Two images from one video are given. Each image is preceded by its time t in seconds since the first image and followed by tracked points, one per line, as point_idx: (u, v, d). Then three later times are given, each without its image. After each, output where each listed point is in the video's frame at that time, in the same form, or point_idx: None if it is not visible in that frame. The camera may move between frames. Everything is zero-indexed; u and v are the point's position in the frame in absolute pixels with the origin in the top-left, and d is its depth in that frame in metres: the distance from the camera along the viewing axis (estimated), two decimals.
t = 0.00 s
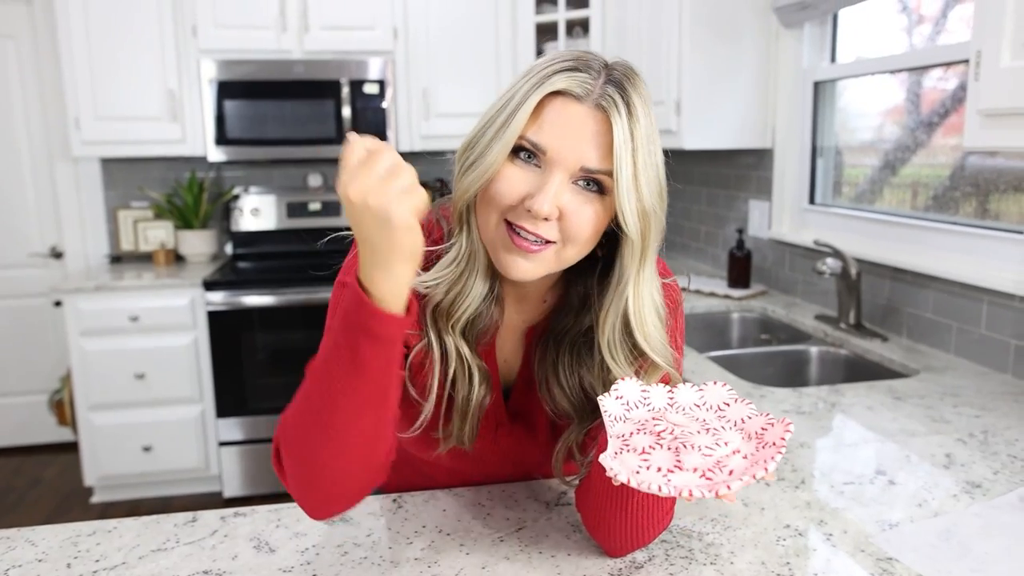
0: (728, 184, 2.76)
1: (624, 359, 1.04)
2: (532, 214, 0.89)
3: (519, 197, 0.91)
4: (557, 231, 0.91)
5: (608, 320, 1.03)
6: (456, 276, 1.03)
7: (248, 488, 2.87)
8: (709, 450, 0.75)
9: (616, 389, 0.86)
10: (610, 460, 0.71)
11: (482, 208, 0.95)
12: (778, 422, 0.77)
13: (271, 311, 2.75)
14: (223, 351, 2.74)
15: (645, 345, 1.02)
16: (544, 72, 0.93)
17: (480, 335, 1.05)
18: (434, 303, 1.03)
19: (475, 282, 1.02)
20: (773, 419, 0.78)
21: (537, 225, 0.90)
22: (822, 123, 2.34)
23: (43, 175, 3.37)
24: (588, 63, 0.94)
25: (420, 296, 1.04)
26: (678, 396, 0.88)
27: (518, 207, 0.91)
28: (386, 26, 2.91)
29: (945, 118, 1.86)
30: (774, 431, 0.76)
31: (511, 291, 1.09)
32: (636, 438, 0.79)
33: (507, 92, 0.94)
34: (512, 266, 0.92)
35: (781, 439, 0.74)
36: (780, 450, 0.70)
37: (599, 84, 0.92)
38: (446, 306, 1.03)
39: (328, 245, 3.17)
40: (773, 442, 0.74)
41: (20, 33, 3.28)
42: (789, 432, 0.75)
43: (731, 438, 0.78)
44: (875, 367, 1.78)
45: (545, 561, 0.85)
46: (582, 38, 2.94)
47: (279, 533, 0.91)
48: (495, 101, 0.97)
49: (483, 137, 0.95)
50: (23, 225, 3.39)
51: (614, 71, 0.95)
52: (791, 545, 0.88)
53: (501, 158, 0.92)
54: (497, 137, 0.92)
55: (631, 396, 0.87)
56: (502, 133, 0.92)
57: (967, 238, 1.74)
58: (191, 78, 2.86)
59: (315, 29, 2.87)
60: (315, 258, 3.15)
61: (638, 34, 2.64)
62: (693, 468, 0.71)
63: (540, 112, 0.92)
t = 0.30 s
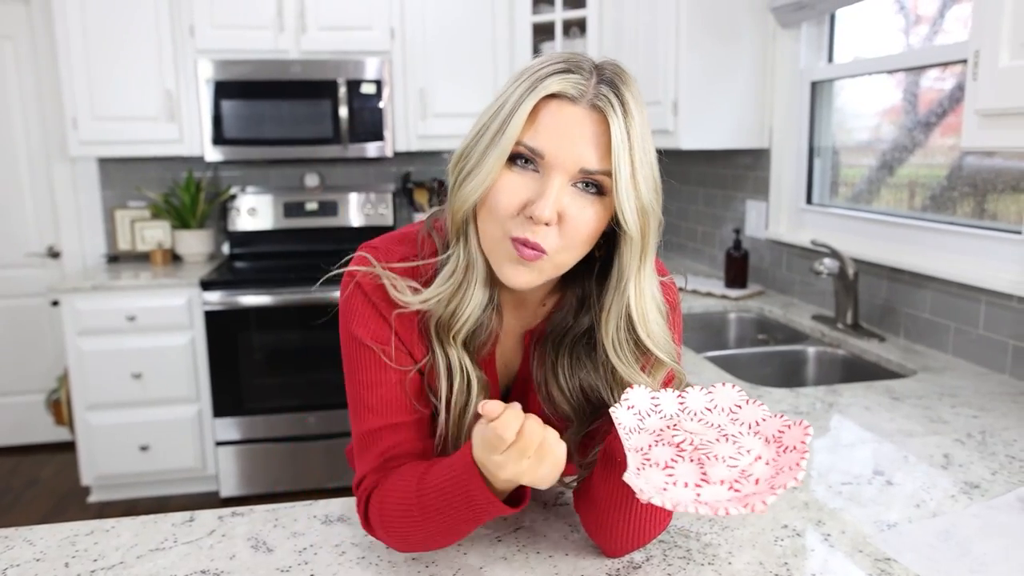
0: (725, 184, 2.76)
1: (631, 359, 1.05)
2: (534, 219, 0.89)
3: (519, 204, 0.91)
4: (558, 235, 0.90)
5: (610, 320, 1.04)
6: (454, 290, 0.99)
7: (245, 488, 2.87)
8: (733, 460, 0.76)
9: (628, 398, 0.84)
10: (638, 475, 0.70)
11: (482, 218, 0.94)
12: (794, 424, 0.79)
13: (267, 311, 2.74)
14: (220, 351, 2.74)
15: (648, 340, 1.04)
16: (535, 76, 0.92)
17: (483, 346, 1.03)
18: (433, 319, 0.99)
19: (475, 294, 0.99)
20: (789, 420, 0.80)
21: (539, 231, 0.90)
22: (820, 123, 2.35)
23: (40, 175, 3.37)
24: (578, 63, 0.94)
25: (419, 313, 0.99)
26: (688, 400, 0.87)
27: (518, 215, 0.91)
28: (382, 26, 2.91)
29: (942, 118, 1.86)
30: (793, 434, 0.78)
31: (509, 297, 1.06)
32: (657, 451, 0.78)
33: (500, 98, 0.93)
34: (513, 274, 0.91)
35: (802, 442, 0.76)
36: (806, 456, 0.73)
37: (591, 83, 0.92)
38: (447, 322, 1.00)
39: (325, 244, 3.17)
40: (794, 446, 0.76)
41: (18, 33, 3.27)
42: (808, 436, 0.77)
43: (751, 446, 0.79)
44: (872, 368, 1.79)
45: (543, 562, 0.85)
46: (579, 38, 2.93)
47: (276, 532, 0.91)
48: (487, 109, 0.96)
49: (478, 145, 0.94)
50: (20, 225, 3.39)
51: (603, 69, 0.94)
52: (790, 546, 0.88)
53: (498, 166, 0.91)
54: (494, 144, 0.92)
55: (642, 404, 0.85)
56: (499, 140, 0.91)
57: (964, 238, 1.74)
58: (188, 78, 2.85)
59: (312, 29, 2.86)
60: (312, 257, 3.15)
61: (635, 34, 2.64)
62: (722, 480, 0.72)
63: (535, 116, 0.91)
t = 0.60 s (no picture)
0: (723, 185, 2.76)
1: (625, 339, 1.07)
2: (570, 227, 0.87)
3: (552, 215, 0.88)
4: (591, 239, 0.90)
5: (605, 295, 1.06)
6: (465, 306, 0.98)
7: (243, 489, 2.86)
8: (718, 466, 0.76)
9: (619, 399, 0.85)
10: (619, 477, 0.72)
11: (510, 231, 0.91)
12: (785, 433, 0.79)
13: (266, 311, 2.74)
14: (218, 352, 2.73)
15: (643, 327, 1.06)
16: (546, 81, 0.89)
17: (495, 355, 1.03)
18: (442, 331, 0.99)
19: (488, 307, 0.98)
20: (780, 429, 0.80)
21: (572, 238, 0.88)
22: (819, 124, 2.35)
23: (39, 175, 3.36)
24: (581, 61, 0.91)
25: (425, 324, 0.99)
26: (681, 404, 0.87)
27: (550, 225, 0.88)
28: (381, 26, 2.91)
29: (941, 118, 1.86)
30: (782, 443, 0.77)
31: (517, 297, 1.07)
32: (644, 454, 0.79)
33: (511, 108, 0.90)
34: (551, 282, 0.90)
35: (790, 452, 0.75)
36: (791, 465, 0.71)
37: (601, 82, 0.90)
38: (459, 335, 0.99)
39: (323, 245, 3.17)
40: (782, 456, 0.75)
41: (16, 34, 3.27)
42: (797, 446, 0.76)
43: (739, 453, 0.79)
44: (872, 369, 1.79)
45: (541, 564, 0.85)
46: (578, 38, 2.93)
47: (275, 533, 0.91)
48: (492, 118, 0.92)
49: (495, 158, 0.90)
50: (19, 225, 3.38)
51: (601, 64, 0.93)
52: (788, 548, 0.88)
53: (524, 179, 0.88)
54: (516, 157, 0.88)
55: (634, 405, 0.86)
56: (523, 153, 0.88)
57: (964, 239, 1.74)
58: (186, 78, 2.85)
59: (310, 29, 2.86)
60: (310, 258, 3.15)
61: (634, 34, 2.64)
62: (704, 487, 0.72)
63: (556, 125, 0.88)
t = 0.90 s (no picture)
0: (723, 186, 2.76)
1: (627, 339, 1.08)
2: (572, 226, 0.87)
3: (554, 214, 0.88)
4: (593, 237, 0.90)
5: (608, 295, 1.06)
6: (467, 307, 0.98)
7: (243, 491, 2.86)
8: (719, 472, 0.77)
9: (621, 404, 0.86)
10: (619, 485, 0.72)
11: (511, 228, 0.91)
12: (786, 438, 0.79)
13: (266, 312, 2.74)
14: (218, 353, 2.73)
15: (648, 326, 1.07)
16: (548, 79, 0.88)
17: (496, 356, 1.03)
18: (444, 333, 0.99)
19: (490, 308, 0.98)
20: (781, 434, 0.80)
21: (574, 235, 0.88)
22: (819, 125, 2.35)
23: (39, 176, 3.36)
24: (582, 59, 0.90)
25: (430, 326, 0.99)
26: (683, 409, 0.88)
27: (551, 223, 0.89)
28: (381, 28, 2.91)
29: (940, 120, 1.87)
30: (783, 448, 0.78)
31: (517, 296, 1.08)
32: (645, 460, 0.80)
33: (512, 107, 0.89)
34: (552, 280, 0.90)
35: (791, 458, 0.76)
36: (791, 470, 0.72)
37: (604, 80, 0.89)
38: (461, 336, 0.99)
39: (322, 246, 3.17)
40: (784, 461, 0.76)
41: (16, 35, 3.27)
42: (799, 450, 0.77)
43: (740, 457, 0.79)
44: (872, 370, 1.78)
45: (542, 565, 0.85)
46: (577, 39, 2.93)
47: (275, 535, 0.91)
48: (493, 116, 0.92)
49: (496, 157, 0.90)
50: (19, 226, 3.38)
51: (603, 63, 0.92)
52: (788, 550, 0.88)
53: (526, 177, 0.88)
54: (518, 156, 0.88)
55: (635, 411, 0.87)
56: (525, 152, 0.87)
57: (964, 240, 1.74)
58: (186, 79, 2.85)
59: (310, 30, 2.86)
60: (310, 259, 3.14)
61: (633, 35, 2.64)
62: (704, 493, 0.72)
63: (559, 124, 0.88)
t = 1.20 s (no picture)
0: (724, 187, 2.76)
1: (634, 341, 1.08)
2: (583, 231, 0.88)
3: (565, 218, 0.88)
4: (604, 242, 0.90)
5: (614, 297, 1.07)
6: (476, 311, 0.98)
7: (243, 492, 2.86)
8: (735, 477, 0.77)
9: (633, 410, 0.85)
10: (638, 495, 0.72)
11: (522, 233, 0.91)
12: (801, 444, 0.79)
13: (266, 313, 2.74)
14: (219, 354, 2.73)
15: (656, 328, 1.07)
16: (560, 84, 0.87)
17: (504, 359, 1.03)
18: (453, 338, 0.99)
19: (500, 311, 0.98)
20: (796, 439, 0.80)
21: (585, 240, 0.89)
22: (820, 126, 2.34)
23: (39, 177, 3.36)
24: (594, 63, 0.90)
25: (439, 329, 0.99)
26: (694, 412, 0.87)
27: (562, 228, 0.89)
28: (382, 29, 2.91)
29: (941, 121, 1.87)
30: (799, 454, 0.78)
31: (524, 297, 1.08)
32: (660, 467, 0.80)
33: (524, 111, 0.89)
34: (562, 283, 0.91)
35: (808, 463, 0.75)
36: (810, 478, 0.72)
37: (616, 85, 0.89)
38: (470, 339, 0.99)
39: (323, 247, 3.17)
40: (801, 467, 0.75)
41: (17, 36, 3.27)
42: (816, 457, 0.77)
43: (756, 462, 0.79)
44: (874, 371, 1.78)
45: (543, 567, 0.84)
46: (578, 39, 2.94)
47: (276, 536, 0.91)
48: (504, 119, 0.91)
49: (507, 161, 0.90)
50: (20, 227, 3.38)
51: (615, 66, 0.91)
52: (790, 551, 0.88)
53: (538, 182, 0.88)
54: (529, 161, 0.88)
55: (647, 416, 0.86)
56: (537, 158, 0.87)
57: (965, 241, 1.74)
58: (187, 80, 2.85)
59: (311, 31, 2.87)
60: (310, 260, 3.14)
61: (634, 36, 2.64)
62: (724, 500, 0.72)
63: (571, 130, 0.87)
